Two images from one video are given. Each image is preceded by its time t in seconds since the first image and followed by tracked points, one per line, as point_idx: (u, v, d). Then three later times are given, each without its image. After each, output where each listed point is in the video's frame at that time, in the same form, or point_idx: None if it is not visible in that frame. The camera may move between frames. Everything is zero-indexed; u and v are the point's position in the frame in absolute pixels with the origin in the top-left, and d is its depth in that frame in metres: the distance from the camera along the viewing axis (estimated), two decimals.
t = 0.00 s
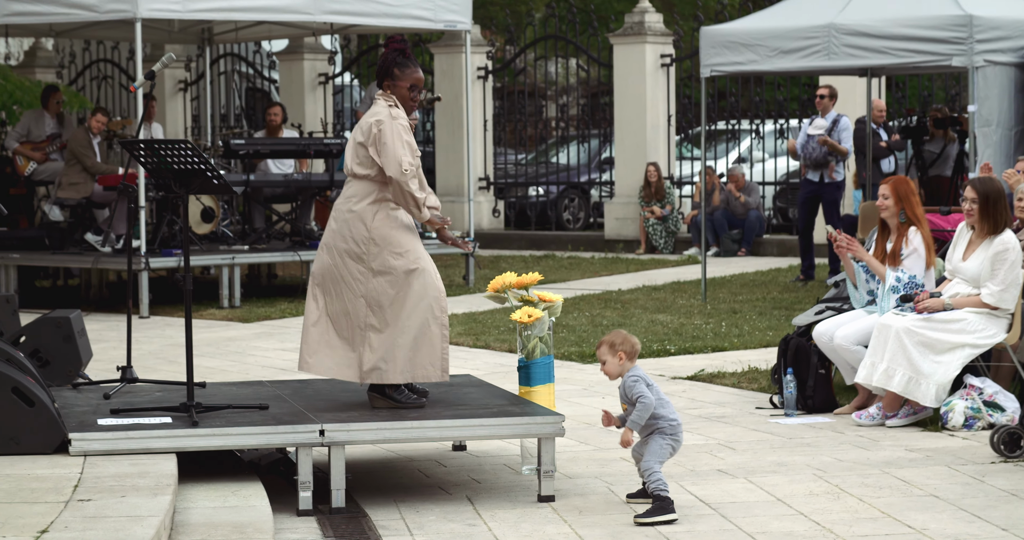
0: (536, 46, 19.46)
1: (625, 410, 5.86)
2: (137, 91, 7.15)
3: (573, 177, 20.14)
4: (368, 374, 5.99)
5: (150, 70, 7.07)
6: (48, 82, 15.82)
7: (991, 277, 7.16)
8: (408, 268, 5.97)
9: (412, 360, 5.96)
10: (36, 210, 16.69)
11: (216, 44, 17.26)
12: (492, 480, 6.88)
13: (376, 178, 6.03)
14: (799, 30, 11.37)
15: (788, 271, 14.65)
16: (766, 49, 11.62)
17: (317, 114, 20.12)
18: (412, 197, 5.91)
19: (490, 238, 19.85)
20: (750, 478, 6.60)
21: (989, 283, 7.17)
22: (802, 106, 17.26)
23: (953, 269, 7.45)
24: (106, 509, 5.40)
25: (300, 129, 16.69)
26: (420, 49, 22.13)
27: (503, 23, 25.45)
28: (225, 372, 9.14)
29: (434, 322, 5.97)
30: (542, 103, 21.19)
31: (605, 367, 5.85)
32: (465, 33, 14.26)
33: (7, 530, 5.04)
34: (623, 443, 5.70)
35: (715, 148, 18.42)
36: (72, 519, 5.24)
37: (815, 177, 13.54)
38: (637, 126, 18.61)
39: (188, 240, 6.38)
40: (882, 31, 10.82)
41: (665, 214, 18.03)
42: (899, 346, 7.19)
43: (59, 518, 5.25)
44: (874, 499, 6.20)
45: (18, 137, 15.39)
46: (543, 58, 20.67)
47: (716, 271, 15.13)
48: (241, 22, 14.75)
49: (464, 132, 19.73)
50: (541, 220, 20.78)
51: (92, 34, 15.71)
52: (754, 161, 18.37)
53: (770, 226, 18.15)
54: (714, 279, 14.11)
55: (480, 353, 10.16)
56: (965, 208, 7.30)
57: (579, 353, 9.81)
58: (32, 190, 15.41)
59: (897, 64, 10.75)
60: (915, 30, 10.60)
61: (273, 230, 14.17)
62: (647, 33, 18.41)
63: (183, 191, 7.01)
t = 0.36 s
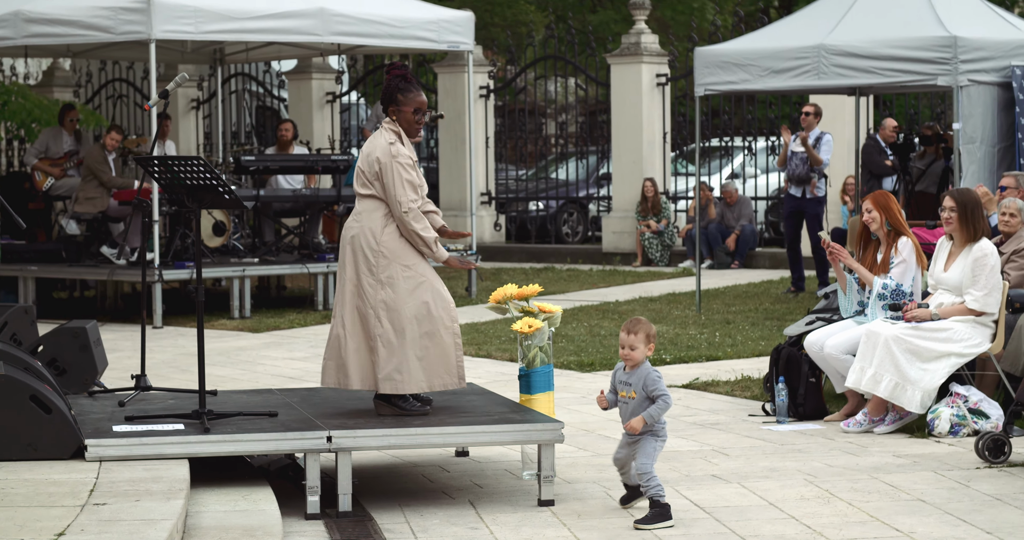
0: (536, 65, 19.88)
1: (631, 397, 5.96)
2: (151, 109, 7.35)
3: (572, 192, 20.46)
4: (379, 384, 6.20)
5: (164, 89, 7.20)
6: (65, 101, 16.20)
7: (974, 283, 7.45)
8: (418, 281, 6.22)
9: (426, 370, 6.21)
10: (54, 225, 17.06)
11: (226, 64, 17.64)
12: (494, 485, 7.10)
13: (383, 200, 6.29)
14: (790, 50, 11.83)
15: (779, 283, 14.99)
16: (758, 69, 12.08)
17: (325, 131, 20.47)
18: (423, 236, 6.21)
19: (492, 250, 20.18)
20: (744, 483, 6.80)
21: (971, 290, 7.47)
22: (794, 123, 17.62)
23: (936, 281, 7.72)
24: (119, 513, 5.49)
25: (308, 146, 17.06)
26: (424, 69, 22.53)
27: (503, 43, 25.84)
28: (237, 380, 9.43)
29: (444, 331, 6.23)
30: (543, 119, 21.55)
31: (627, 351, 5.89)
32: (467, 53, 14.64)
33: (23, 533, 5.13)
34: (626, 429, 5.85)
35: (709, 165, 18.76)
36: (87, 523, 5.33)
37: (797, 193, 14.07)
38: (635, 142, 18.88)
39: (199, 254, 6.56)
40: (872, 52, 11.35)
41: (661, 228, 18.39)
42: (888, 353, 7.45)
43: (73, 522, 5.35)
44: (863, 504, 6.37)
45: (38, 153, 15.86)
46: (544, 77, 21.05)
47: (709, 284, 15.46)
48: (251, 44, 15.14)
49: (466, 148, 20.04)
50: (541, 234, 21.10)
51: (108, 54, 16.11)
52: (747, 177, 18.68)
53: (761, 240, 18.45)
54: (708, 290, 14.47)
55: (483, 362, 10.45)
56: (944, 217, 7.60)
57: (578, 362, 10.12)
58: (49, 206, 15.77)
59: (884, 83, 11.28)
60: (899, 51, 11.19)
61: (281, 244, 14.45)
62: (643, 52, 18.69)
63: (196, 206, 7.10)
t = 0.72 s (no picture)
0: (537, 71, 20.11)
1: (627, 389, 6.06)
2: (162, 114, 7.43)
3: (572, 195, 20.69)
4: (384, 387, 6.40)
5: (174, 94, 7.25)
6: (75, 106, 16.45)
7: (956, 276, 7.65)
8: (424, 286, 6.41)
9: (430, 374, 6.42)
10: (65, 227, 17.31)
11: (234, 69, 17.87)
12: (496, 480, 7.27)
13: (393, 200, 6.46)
14: (783, 56, 12.05)
15: (775, 284, 15.20)
16: (753, 75, 12.31)
17: (331, 136, 20.72)
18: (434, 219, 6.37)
19: (494, 252, 20.42)
20: (739, 479, 6.95)
21: (954, 283, 7.66)
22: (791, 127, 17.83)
23: (919, 283, 7.93)
24: (130, 507, 5.58)
25: (313, 149, 17.31)
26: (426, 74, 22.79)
27: (505, 50, 26.07)
28: (245, 379, 9.63)
29: (447, 338, 6.44)
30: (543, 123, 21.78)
31: (616, 343, 6.03)
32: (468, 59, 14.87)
33: (38, 526, 5.22)
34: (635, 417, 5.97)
35: (705, 168, 18.98)
36: (100, 516, 5.42)
37: (793, 195, 14.25)
38: (633, 146, 19.08)
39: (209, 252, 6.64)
40: (865, 58, 11.58)
41: (659, 230, 18.56)
42: (880, 353, 7.63)
43: (87, 516, 5.43)
44: (856, 498, 6.50)
45: (50, 157, 16.07)
46: (545, 82, 21.28)
47: (706, 284, 15.68)
48: (257, 50, 15.37)
49: (468, 152, 20.27)
50: (542, 236, 21.34)
51: (119, 60, 16.37)
52: (744, 179, 18.90)
53: (757, 241, 18.64)
54: (705, 291, 14.68)
55: (484, 361, 10.65)
56: (920, 219, 7.84)
57: (578, 360, 10.33)
58: (61, 209, 16.01)
59: (875, 89, 11.55)
60: (893, 57, 11.43)
61: (287, 245, 14.66)
62: (641, 58, 18.93)
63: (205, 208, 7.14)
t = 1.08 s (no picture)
0: (539, 73, 20.11)
1: (645, 392, 5.99)
2: (164, 115, 7.39)
3: (573, 196, 20.69)
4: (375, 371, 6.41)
5: (176, 95, 7.17)
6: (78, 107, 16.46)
7: (955, 276, 7.64)
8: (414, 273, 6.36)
9: (416, 361, 6.36)
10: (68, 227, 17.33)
11: (236, 70, 17.89)
12: (497, 482, 7.28)
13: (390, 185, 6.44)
14: (785, 59, 12.05)
15: (775, 286, 15.20)
16: (754, 77, 12.31)
17: (333, 137, 20.74)
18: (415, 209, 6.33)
19: (495, 253, 20.44)
20: (741, 481, 6.95)
21: (954, 283, 7.65)
22: (792, 129, 17.82)
23: (918, 285, 7.92)
24: (131, 508, 5.59)
25: (315, 151, 17.32)
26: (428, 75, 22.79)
27: (507, 51, 26.07)
28: (246, 379, 9.64)
29: (436, 326, 6.37)
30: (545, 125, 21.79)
31: (650, 346, 5.94)
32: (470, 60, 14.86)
33: (39, 527, 5.22)
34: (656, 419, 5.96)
35: (706, 170, 18.97)
36: (101, 517, 5.42)
37: (804, 199, 14.26)
38: (634, 147, 19.08)
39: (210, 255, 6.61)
40: (866, 60, 11.59)
41: (659, 232, 18.56)
42: (881, 358, 7.65)
43: (87, 516, 5.43)
44: (857, 501, 6.50)
45: (52, 157, 16.07)
46: (547, 84, 21.29)
47: (707, 286, 15.67)
48: (260, 51, 15.38)
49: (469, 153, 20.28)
50: (543, 237, 21.35)
51: (122, 61, 16.38)
52: (745, 182, 18.90)
53: (758, 243, 18.63)
54: (706, 292, 14.70)
55: (486, 362, 10.65)
56: (922, 220, 7.83)
57: (579, 362, 10.34)
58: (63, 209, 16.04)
59: (877, 91, 11.53)
60: (895, 59, 11.43)
61: (289, 246, 14.66)
62: (643, 60, 18.93)
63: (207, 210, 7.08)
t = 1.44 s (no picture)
0: (536, 73, 20.11)
1: (642, 389, 6.00)
2: (161, 114, 7.35)
3: (571, 196, 20.70)
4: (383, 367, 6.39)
5: (173, 95, 7.13)
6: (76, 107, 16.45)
7: (957, 282, 7.66)
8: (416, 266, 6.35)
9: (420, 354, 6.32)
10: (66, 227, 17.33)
11: (234, 70, 17.89)
12: (494, 481, 7.28)
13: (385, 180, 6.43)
14: (783, 59, 12.06)
15: (772, 285, 15.23)
16: (751, 77, 12.31)
17: (330, 137, 20.76)
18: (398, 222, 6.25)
19: (492, 253, 20.47)
20: (738, 480, 6.95)
21: (955, 289, 7.67)
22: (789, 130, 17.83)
23: (918, 285, 7.93)
24: (129, 507, 5.58)
25: (313, 150, 17.32)
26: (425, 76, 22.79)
27: (504, 51, 26.08)
28: (244, 379, 9.64)
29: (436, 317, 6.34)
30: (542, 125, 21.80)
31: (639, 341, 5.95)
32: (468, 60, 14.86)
33: (35, 526, 5.22)
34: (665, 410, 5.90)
35: (703, 170, 18.99)
36: (98, 517, 5.41)
37: (801, 198, 14.23)
38: (631, 147, 19.10)
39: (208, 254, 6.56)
40: (863, 61, 11.59)
41: (656, 232, 18.57)
42: (878, 353, 7.65)
43: (84, 516, 5.43)
44: (854, 500, 6.50)
45: (49, 157, 16.08)
46: (544, 84, 21.29)
47: (704, 286, 15.66)
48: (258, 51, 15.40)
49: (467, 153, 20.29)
50: (540, 237, 21.36)
51: (120, 61, 16.38)
52: (741, 182, 18.92)
53: (755, 243, 18.65)
54: (702, 292, 14.71)
55: (483, 361, 10.66)
56: (926, 219, 7.80)
57: (576, 361, 10.34)
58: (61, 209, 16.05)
59: (875, 91, 11.53)
60: (893, 60, 11.42)
61: (287, 245, 14.67)
62: (640, 60, 18.95)
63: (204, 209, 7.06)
